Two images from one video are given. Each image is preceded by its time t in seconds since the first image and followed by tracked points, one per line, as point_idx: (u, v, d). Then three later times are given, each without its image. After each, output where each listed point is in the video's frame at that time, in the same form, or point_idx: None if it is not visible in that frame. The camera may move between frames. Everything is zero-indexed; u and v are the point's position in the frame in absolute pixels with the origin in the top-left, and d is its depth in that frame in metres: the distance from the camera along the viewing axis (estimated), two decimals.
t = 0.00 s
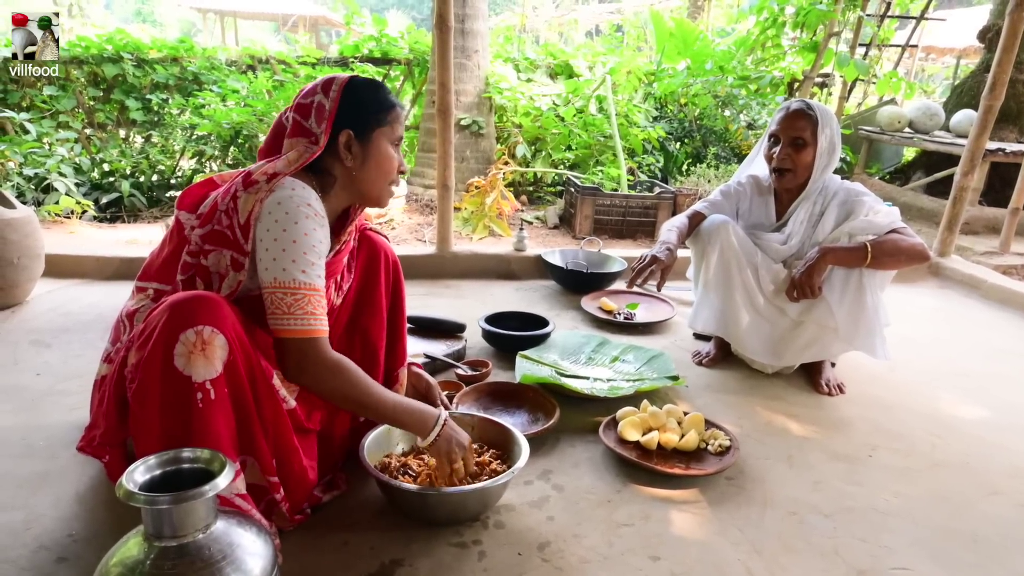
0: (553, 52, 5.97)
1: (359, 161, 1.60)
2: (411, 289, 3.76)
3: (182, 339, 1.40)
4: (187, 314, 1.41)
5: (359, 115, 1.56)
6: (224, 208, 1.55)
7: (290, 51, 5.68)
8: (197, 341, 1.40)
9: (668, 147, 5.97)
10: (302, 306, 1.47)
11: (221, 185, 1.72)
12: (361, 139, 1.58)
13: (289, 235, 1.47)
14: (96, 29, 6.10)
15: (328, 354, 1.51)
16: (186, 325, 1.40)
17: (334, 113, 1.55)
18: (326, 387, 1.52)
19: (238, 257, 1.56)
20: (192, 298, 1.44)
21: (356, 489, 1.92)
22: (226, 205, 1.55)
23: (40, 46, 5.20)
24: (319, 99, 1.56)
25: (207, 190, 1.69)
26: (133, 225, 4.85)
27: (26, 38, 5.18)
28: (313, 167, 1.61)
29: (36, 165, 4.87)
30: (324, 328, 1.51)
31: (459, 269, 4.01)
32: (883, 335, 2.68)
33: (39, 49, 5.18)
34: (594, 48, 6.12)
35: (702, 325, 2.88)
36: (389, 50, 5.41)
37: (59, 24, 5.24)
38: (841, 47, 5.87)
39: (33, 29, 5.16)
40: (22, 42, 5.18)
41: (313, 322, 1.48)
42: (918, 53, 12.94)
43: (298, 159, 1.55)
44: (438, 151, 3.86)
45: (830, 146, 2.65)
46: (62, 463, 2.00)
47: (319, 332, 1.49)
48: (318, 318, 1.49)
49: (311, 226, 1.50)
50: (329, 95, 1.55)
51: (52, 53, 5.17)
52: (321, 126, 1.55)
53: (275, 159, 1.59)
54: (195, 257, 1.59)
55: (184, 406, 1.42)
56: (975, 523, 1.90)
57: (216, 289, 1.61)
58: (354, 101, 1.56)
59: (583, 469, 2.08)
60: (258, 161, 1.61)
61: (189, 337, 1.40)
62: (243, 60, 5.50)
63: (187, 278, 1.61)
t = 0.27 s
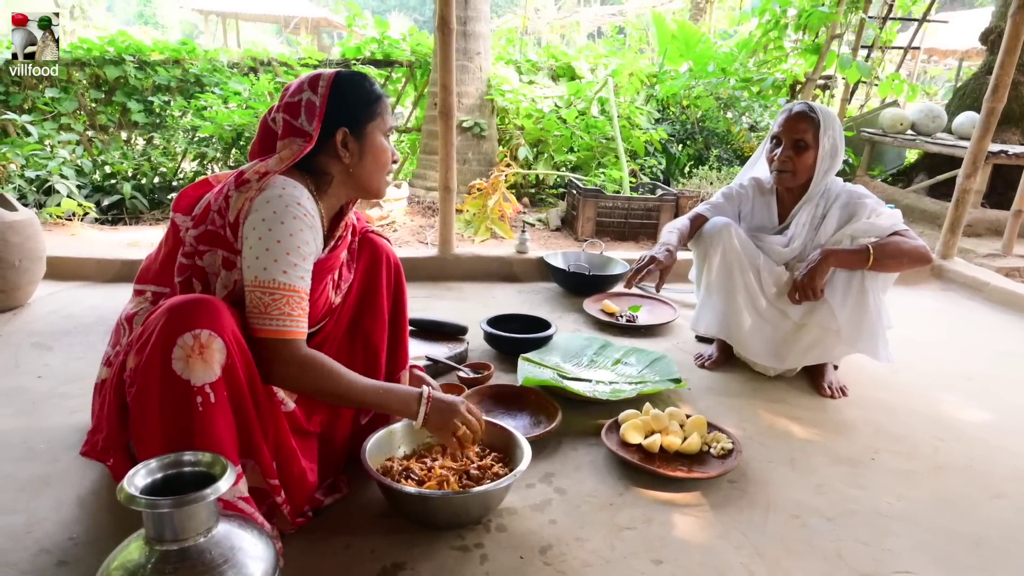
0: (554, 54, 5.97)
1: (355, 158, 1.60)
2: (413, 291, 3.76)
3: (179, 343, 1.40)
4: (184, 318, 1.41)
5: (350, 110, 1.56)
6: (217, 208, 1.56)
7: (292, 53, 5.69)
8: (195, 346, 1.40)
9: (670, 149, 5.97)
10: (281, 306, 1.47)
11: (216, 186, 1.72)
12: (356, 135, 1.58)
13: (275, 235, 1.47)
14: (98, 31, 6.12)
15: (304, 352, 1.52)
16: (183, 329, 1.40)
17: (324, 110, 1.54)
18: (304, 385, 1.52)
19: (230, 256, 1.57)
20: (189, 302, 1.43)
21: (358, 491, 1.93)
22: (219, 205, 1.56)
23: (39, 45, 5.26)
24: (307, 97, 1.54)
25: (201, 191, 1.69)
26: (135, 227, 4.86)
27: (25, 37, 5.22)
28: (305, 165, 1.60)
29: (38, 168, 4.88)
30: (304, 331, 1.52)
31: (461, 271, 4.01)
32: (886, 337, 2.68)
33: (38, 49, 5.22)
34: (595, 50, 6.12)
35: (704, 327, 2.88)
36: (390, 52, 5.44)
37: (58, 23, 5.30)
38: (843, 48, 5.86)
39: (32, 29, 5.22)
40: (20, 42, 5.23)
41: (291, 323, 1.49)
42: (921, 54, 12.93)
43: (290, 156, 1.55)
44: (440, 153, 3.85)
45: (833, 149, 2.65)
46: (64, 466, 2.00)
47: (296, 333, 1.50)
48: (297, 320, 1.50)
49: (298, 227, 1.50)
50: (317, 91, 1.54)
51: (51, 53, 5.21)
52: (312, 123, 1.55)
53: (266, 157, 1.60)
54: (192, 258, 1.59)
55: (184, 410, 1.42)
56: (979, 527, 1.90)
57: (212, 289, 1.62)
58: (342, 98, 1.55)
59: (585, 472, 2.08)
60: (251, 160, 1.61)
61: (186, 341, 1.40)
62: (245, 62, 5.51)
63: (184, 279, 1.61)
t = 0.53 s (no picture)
0: (555, 56, 5.98)
1: (357, 163, 1.61)
2: (413, 293, 3.76)
3: (172, 348, 1.40)
4: (178, 323, 1.41)
5: (355, 115, 1.56)
6: (217, 211, 1.57)
7: (292, 55, 5.69)
8: (189, 351, 1.41)
9: (670, 151, 5.99)
10: (278, 310, 1.47)
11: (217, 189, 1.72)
12: (359, 140, 1.59)
13: (275, 239, 1.47)
14: (99, 33, 6.13)
15: (297, 357, 1.51)
16: (176, 334, 1.40)
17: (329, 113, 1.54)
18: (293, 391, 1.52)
19: (229, 260, 1.56)
20: (183, 307, 1.44)
21: (358, 494, 1.93)
22: (219, 208, 1.57)
23: (39, 45, 5.26)
24: (312, 100, 1.54)
25: (201, 194, 1.69)
26: (135, 229, 4.87)
27: (25, 38, 5.23)
28: (306, 167, 1.60)
29: (38, 169, 4.88)
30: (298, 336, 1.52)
31: (461, 274, 4.01)
32: (887, 340, 2.68)
33: (37, 49, 5.22)
34: (596, 53, 6.14)
35: (704, 329, 2.89)
36: (391, 55, 5.44)
37: (58, 23, 5.29)
38: (843, 50, 5.86)
39: (32, 29, 5.22)
40: (20, 42, 5.24)
41: (286, 328, 1.49)
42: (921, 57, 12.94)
43: (290, 158, 1.55)
44: (440, 155, 3.86)
45: (833, 152, 2.66)
46: (63, 468, 2.00)
47: (291, 339, 1.50)
48: (291, 326, 1.50)
49: (299, 233, 1.50)
50: (323, 95, 1.54)
51: (51, 52, 5.21)
52: (314, 126, 1.54)
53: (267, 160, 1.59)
54: (190, 261, 1.59)
55: (179, 415, 1.42)
56: (980, 530, 1.89)
57: (209, 293, 1.61)
58: (347, 102, 1.55)
59: (585, 475, 2.08)
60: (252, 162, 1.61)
61: (180, 346, 1.40)
62: (245, 64, 5.53)
63: (182, 282, 1.61)
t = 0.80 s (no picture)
0: (554, 58, 5.99)
1: (361, 166, 1.60)
2: (412, 294, 3.76)
3: (171, 348, 1.40)
4: (177, 323, 1.42)
5: (362, 120, 1.56)
6: (228, 217, 1.55)
7: (291, 57, 5.70)
8: (187, 350, 1.41)
9: (669, 153, 5.98)
10: (335, 312, 1.50)
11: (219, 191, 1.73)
12: (365, 144, 1.58)
13: (310, 242, 1.49)
14: (98, 34, 6.13)
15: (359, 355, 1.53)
16: (175, 334, 1.41)
17: (337, 115, 1.54)
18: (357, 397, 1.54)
19: (240, 265, 1.55)
20: (182, 307, 1.44)
21: (355, 495, 1.92)
22: (229, 213, 1.55)
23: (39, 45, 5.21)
24: (323, 102, 1.53)
25: (204, 196, 1.70)
26: (133, 230, 4.87)
27: (25, 38, 5.16)
28: (311, 170, 1.60)
29: (36, 170, 4.88)
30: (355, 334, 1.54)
31: (459, 275, 4.02)
32: (884, 341, 2.68)
33: (38, 50, 5.17)
34: (594, 54, 6.15)
35: (703, 331, 2.89)
36: (390, 56, 5.44)
37: (59, 24, 5.22)
38: (841, 53, 5.87)
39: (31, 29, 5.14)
40: (20, 42, 5.17)
41: (344, 328, 1.51)
42: (919, 59, 12.97)
43: (300, 163, 1.52)
44: (439, 156, 3.86)
45: (829, 154, 2.66)
46: (60, 469, 2.00)
47: (350, 337, 1.52)
48: (348, 325, 1.52)
49: (324, 231, 1.51)
50: (333, 97, 1.54)
51: (52, 54, 5.17)
52: (323, 129, 1.53)
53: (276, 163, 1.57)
54: (196, 264, 1.59)
55: (177, 414, 1.42)
56: (976, 530, 1.90)
57: (215, 296, 1.61)
58: (356, 107, 1.55)
59: (583, 476, 2.08)
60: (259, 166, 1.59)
61: (178, 346, 1.41)
62: (244, 65, 5.55)
63: (186, 285, 1.61)
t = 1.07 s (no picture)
0: (550, 59, 6.00)
1: (354, 167, 1.60)
2: (407, 295, 3.76)
3: (169, 346, 1.41)
4: (174, 321, 1.42)
5: (358, 121, 1.56)
6: (216, 211, 1.56)
7: (288, 56, 5.69)
8: (185, 349, 1.41)
9: (665, 155, 5.97)
10: (302, 294, 1.44)
11: (211, 187, 1.72)
12: (358, 146, 1.58)
13: (288, 228, 1.46)
14: (94, 33, 6.12)
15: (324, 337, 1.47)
16: (172, 332, 1.41)
17: (333, 115, 1.54)
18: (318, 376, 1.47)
19: (228, 258, 1.56)
20: (179, 305, 1.44)
21: (349, 495, 1.93)
22: (218, 207, 1.55)
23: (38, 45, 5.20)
24: (319, 101, 1.55)
25: (195, 192, 1.69)
26: (128, 230, 4.85)
27: (25, 37, 5.21)
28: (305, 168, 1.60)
29: (30, 169, 4.86)
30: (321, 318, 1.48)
31: (455, 276, 4.02)
32: (878, 343, 2.69)
33: (37, 49, 5.19)
34: (591, 56, 6.17)
35: (696, 332, 2.90)
36: (386, 56, 5.46)
37: (58, 23, 5.20)
38: (836, 56, 5.89)
39: (32, 29, 5.18)
40: (21, 42, 5.24)
41: (310, 310, 1.45)
42: (915, 63, 13.02)
43: (290, 157, 1.55)
44: (435, 157, 3.87)
45: (825, 157, 2.67)
46: (53, 469, 1.99)
47: (317, 320, 1.46)
48: (315, 308, 1.46)
49: (309, 220, 1.51)
50: (329, 97, 1.55)
51: (51, 53, 5.17)
52: (317, 127, 1.54)
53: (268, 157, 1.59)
54: (185, 258, 1.59)
55: (174, 413, 1.43)
56: (968, 532, 1.91)
57: (203, 291, 1.62)
58: (353, 108, 1.56)
59: (577, 476, 2.08)
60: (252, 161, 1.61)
61: (176, 344, 1.41)
62: (240, 65, 5.55)
63: (174, 279, 1.61)
